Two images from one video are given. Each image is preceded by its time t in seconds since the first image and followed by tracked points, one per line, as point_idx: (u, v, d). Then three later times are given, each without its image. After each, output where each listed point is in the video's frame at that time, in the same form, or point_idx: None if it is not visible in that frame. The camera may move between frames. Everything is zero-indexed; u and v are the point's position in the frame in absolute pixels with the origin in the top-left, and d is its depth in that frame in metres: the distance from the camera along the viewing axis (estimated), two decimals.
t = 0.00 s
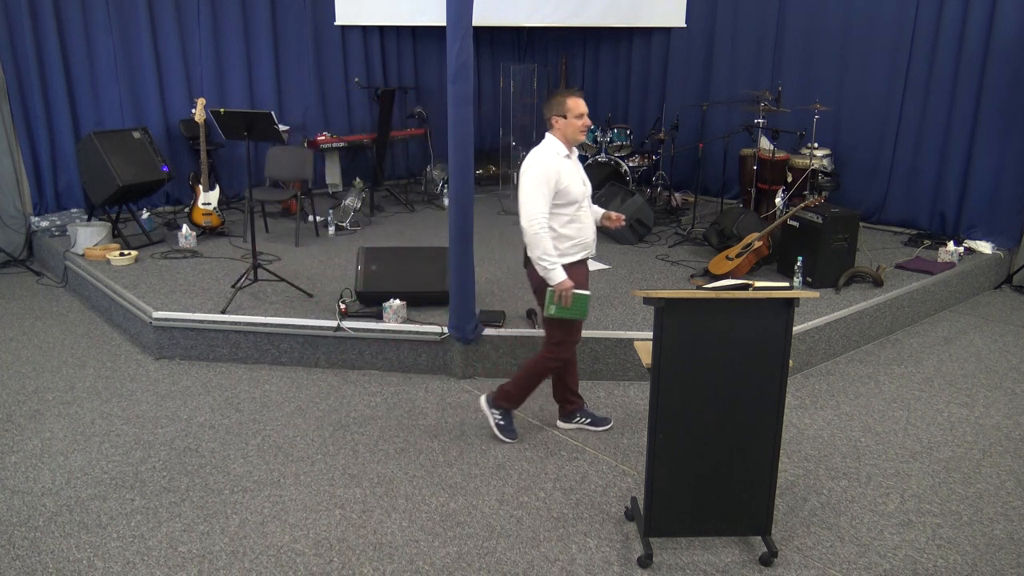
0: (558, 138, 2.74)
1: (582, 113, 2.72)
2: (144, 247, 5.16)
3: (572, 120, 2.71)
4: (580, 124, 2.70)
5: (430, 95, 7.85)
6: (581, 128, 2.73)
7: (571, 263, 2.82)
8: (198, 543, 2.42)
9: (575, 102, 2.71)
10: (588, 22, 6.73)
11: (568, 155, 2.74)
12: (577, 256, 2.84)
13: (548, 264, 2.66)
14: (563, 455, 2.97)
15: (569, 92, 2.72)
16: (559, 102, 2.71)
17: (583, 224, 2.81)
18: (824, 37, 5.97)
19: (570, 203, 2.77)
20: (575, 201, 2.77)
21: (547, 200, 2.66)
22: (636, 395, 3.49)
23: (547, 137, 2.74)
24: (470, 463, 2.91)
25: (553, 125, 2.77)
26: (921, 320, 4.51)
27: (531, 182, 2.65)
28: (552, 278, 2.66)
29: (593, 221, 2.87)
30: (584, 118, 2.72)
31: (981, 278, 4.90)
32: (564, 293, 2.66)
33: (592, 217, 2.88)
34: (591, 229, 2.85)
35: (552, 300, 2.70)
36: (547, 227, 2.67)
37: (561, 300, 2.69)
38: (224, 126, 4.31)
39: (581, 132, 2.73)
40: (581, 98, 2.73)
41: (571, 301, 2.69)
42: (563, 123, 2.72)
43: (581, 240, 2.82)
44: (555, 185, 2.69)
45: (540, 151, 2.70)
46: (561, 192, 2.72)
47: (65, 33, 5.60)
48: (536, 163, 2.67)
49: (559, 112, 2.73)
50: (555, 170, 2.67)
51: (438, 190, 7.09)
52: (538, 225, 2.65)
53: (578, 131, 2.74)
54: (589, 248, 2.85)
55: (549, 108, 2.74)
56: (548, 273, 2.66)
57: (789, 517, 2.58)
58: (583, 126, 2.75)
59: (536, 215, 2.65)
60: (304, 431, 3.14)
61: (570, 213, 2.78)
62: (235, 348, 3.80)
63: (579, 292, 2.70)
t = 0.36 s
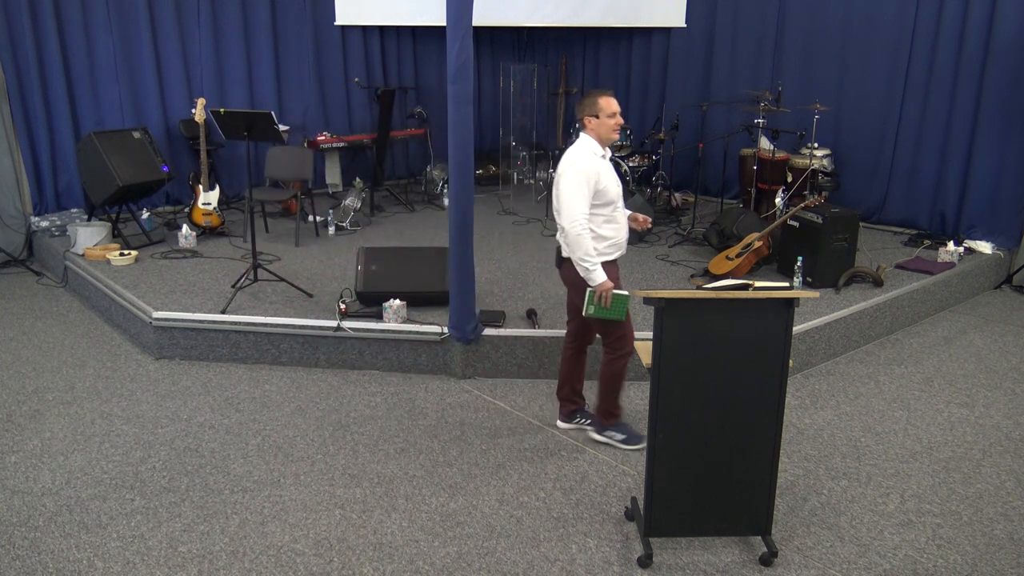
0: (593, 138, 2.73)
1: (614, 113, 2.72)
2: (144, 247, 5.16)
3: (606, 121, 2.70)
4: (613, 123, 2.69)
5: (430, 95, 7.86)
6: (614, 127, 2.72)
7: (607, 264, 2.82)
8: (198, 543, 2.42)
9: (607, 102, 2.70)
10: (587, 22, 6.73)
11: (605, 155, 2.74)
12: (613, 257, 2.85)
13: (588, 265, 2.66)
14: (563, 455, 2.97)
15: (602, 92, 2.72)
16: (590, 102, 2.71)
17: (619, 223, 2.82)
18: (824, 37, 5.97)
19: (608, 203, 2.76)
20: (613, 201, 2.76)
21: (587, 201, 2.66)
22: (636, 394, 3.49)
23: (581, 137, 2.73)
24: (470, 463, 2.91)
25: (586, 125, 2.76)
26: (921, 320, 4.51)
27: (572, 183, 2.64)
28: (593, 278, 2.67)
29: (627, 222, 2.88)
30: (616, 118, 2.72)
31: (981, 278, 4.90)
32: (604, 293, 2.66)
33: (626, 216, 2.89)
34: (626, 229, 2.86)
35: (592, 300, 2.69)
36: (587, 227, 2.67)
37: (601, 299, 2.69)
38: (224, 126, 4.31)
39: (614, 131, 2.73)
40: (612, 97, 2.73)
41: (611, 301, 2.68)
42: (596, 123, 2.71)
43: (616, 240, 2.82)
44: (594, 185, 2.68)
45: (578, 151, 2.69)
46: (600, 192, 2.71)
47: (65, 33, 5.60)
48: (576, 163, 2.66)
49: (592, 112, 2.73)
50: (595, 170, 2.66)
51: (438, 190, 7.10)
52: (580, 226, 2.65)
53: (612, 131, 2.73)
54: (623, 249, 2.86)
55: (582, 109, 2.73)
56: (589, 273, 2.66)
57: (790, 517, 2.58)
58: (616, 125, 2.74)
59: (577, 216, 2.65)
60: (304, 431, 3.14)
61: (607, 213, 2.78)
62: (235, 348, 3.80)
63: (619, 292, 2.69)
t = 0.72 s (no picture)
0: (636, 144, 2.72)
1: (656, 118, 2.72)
2: (144, 247, 5.16)
3: (651, 126, 2.69)
4: (657, 129, 2.68)
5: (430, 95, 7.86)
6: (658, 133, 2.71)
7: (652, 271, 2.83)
8: (198, 543, 2.42)
9: (650, 108, 2.70)
10: (588, 22, 6.73)
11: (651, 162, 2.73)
12: (657, 264, 2.85)
13: (636, 277, 2.63)
14: (563, 456, 2.97)
15: (642, 98, 2.70)
16: (632, 107, 2.69)
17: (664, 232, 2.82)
18: (824, 37, 5.97)
19: (654, 211, 2.76)
20: (659, 209, 2.76)
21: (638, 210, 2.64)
22: (636, 395, 3.49)
23: (625, 144, 2.71)
24: (471, 463, 2.91)
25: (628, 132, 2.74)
26: (921, 320, 4.51)
27: (623, 193, 2.61)
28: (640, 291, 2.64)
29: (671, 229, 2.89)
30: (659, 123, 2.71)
31: (981, 278, 4.90)
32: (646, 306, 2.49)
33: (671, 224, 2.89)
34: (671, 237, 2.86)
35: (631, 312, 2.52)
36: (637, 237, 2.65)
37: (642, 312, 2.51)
38: (224, 126, 4.31)
39: (657, 137, 2.72)
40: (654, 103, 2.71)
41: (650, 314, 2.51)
42: (639, 130, 2.70)
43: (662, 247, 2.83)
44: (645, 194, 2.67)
45: (625, 159, 2.66)
46: (648, 200, 2.71)
47: (65, 33, 5.60)
48: (625, 172, 2.63)
49: (634, 118, 2.71)
50: (645, 178, 2.64)
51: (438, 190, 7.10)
52: (632, 237, 2.61)
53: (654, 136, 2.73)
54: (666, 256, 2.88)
55: (624, 115, 2.71)
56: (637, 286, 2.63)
57: (790, 517, 2.58)
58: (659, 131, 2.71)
59: (629, 226, 2.61)
60: (304, 431, 3.14)
61: (652, 220, 2.78)
62: (235, 348, 3.80)
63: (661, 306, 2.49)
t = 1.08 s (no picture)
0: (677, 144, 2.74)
1: (702, 117, 2.67)
2: (144, 247, 5.16)
3: (692, 127, 2.67)
4: (697, 131, 2.66)
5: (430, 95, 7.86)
6: (700, 135, 2.68)
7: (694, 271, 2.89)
8: (198, 543, 2.42)
9: (692, 108, 2.66)
10: (588, 22, 6.73)
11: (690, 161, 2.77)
12: (698, 261, 2.94)
13: (684, 277, 2.64)
14: (563, 455, 2.97)
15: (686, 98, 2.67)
16: (674, 108, 2.69)
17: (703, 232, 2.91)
18: (824, 37, 5.97)
19: (693, 210, 2.83)
20: (698, 208, 2.83)
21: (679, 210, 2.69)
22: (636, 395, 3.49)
23: (666, 144, 2.73)
24: (471, 463, 2.91)
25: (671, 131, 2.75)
26: (921, 320, 4.51)
27: (662, 193, 2.63)
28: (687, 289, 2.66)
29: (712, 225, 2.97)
30: (704, 124, 2.67)
31: (981, 278, 4.90)
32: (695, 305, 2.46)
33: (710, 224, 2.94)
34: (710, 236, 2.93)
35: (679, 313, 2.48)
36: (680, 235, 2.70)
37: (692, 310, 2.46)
38: (224, 126, 4.31)
39: (699, 138, 2.70)
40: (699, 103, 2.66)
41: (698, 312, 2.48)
42: (679, 130, 2.70)
43: (702, 245, 2.92)
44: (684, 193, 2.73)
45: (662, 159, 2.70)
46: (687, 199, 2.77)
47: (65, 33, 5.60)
48: (662, 172, 2.65)
49: (676, 118, 2.71)
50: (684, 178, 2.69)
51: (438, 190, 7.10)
52: (674, 236, 2.63)
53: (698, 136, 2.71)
54: (707, 253, 2.96)
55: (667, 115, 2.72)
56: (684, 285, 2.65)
57: (789, 517, 2.58)
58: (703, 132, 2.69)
59: (670, 226, 2.65)
60: (304, 431, 3.14)
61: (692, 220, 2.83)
62: (235, 348, 3.80)
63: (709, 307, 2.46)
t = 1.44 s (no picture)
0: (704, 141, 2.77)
1: (724, 119, 2.62)
2: (144, 248, 5.17)
3: (711, 128, 2.66)
4: (719, 134, 2.64)
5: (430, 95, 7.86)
6: (723, 136, 2.66)
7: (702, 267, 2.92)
8: (198, 543, 2.42)
9: (716, 109, 2.62)
10: (588, 22, 6.73)
11: (710, 160, 2.78)
12: (711, 263, 2.93)
13: (669, 267, 2.69)
14: (563, 455, 2.97)
15: (715, 97, 2.64)
16: (705, 104, 2.68)
17: (719, 233, 2.88)
18: (824, 37, 5.97)
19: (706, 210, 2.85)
20: (713, 209, 2.84)
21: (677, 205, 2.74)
22: (637, 395, 3.49)
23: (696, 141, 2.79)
24: (471, 463, 2.91)
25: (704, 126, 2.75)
26: (921, 321, 4.51)
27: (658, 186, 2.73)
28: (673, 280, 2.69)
29: (737, 229, 2.91)
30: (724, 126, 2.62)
31: (981, 278, 4.90)
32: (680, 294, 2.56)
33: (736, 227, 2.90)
34: (730, 239, 2.90)
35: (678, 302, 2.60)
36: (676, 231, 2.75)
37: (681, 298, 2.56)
38: (224, 127, 4.30)
39: (723, 139, 2.67)
40: (728, 105, 2.61)
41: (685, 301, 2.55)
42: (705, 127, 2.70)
43: (716, 247, 2.90)
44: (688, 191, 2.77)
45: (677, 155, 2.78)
46: (694, 197, 2.80)
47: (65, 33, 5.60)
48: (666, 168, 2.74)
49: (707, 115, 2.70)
50: (687, 175, 2.75)
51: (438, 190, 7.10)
52: (662, 228, 2.71)
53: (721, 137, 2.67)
54: (725, 256, 2.92)
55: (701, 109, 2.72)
56: (669, 276, 2.69)
57: (790, 516, 2.58)
58: (728, 134, 2.65)
59: (661, 218, 2.73)
60: (304, 431, 3.14)
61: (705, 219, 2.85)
62: (235, 348, 3.80)
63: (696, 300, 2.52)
